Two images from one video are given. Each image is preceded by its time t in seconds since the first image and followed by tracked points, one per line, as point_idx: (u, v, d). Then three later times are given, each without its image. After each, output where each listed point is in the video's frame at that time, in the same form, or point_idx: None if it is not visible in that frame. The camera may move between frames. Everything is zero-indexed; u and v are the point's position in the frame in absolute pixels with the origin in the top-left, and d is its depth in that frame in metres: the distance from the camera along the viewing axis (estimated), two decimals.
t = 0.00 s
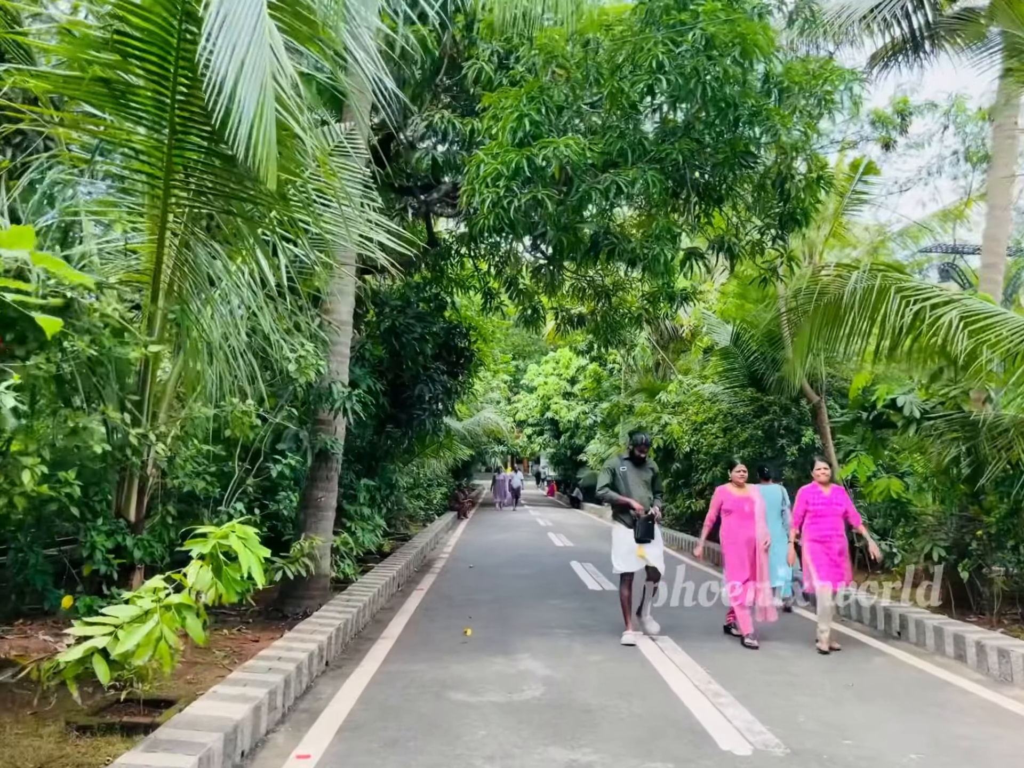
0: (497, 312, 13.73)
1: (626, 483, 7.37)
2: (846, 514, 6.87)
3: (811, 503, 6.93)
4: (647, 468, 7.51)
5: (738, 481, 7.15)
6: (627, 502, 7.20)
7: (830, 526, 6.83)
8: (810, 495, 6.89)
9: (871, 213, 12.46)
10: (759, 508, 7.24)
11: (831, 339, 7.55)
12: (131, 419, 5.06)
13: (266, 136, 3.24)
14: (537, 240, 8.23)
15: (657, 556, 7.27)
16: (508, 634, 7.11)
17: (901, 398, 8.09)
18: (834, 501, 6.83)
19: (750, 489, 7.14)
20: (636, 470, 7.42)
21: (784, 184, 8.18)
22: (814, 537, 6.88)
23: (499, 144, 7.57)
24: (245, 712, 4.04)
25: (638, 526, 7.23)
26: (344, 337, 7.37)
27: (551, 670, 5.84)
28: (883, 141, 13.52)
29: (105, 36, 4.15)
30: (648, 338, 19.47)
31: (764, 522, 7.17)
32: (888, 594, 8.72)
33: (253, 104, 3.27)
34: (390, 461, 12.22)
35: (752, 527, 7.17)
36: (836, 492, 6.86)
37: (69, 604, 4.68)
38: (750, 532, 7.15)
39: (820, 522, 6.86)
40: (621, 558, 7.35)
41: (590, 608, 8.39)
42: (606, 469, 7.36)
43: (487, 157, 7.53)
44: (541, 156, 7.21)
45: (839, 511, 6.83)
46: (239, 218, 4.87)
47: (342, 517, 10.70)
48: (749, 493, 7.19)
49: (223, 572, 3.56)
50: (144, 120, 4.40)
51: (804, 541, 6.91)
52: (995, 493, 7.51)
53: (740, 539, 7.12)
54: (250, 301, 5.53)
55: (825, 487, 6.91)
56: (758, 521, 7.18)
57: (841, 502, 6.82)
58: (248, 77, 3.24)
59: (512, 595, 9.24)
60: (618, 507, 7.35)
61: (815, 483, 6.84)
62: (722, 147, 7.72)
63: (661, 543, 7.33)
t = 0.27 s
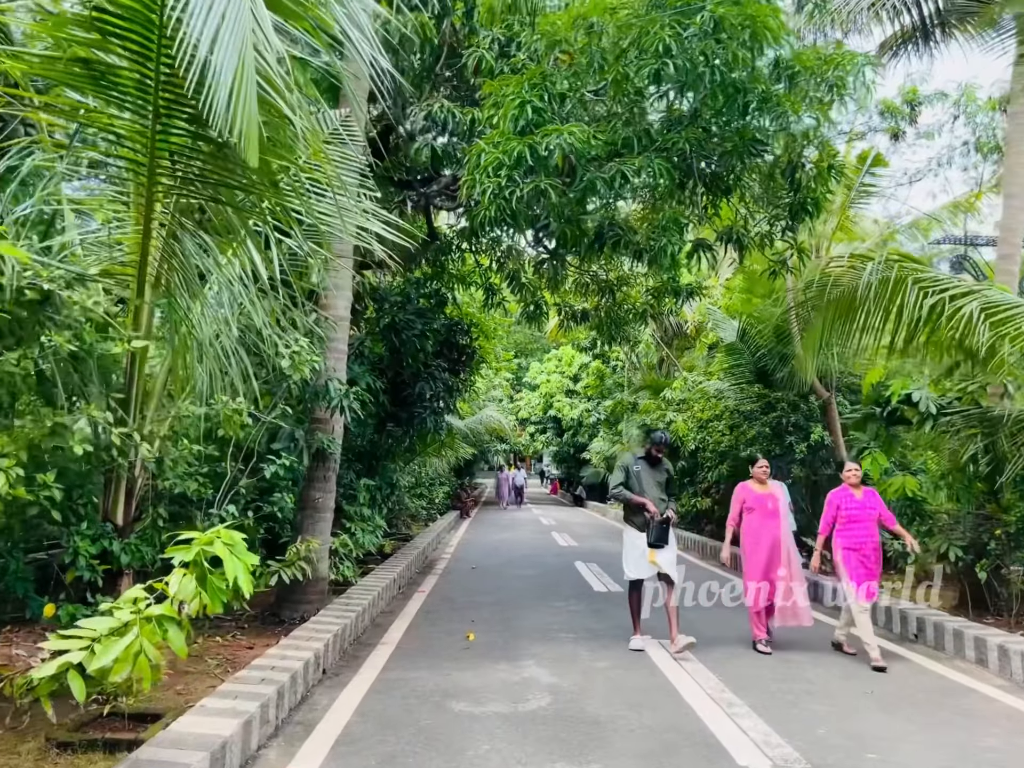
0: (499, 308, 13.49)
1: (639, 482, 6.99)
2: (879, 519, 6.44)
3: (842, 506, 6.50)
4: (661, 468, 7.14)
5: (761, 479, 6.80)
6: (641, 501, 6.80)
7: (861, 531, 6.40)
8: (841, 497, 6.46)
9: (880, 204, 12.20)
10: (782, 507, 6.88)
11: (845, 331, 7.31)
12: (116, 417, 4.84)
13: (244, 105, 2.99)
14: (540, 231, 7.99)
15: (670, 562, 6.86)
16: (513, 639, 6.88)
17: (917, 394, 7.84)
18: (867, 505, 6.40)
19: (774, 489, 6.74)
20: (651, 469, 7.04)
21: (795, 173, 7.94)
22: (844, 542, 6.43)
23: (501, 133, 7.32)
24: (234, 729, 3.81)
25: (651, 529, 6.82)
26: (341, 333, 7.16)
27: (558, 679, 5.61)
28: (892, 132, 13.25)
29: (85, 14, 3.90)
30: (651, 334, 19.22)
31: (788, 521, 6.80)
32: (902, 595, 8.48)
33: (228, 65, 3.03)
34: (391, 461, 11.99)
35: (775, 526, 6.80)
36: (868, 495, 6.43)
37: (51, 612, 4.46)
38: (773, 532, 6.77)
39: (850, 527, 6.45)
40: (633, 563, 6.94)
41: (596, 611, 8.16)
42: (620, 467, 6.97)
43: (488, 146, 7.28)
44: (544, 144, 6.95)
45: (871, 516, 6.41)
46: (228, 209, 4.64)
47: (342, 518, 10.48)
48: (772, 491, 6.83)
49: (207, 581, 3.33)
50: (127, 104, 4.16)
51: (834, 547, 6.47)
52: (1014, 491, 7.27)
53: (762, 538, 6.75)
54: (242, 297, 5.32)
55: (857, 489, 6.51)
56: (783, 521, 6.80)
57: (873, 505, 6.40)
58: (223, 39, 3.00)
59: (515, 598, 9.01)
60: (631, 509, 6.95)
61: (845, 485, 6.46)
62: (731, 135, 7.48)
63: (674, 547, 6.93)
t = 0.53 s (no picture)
0: (499, 303, 13.27)
1: (658, 484, 6.71)
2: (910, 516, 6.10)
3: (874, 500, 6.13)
4: (684, 470, 6.84)
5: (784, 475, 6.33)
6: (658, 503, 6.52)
7: (893, 525, 6.05)
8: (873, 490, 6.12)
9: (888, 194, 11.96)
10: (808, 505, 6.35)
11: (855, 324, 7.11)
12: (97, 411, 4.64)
13: (213, 69, 2.78)
14: (540, 221, 7.77)
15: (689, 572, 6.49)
16: (514, 641, 6.68)
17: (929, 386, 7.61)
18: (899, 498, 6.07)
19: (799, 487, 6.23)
20: (672, 471, 6.75)
21: (802, 160, 7.71)
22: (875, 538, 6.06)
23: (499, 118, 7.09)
24: (216, 740, 3.61)
25: (666, 534, 6.50)
26: (335, 326, 6.96)
27: (560, 683, 5.41)
28: (899, 121, 13.01)
29: None
30: (654, 328, 18.99)
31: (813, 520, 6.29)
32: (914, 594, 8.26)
33: (199, 27, 2.84)
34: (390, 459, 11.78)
35: (801, 525, 6.28)
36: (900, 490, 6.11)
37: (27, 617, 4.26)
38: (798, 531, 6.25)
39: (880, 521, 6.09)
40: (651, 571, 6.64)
41: (599, 611, 7.95)
42: (639, 467, 6.72)
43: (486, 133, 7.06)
44: (544, 129, 6.72)
45: (902, 509, 6.07)
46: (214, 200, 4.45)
47: (340, 517, 10.27)
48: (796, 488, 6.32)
49: (183, 586, 3.13)
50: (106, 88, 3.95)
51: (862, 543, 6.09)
52: None
53: (787, 538, 6.24)
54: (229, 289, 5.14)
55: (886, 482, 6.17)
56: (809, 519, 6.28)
57: (903, 497, 6.07)
58: None
59: (516, 598, 8.81)
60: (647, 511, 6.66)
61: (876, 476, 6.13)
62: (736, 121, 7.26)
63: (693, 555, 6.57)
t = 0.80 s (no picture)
0: (500, 298, 13.05)
1: (680, 478, 6.03)
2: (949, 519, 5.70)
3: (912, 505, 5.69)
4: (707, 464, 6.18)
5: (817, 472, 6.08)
6: (682, 498, 5.83)
7: (931, 530, 5.64)
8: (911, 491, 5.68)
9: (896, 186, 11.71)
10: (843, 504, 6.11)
11: (870, 315, 6.86)
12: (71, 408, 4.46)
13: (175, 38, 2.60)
14: (540, 212, 7.55)
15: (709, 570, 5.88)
16: (514, 644, 6.47)
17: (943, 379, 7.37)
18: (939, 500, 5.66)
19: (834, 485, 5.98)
20: (694, 464, 6.08)
21: (810, 147, 7.47)
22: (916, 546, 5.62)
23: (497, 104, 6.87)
24: (193, 757, 3.39)
25: (690, 531, 5.80)
26: (328, 320, 6.79)
27: (561, 689, 5.19)
28: (906, 111, 12.77)
29: None
30: (657, 324, 18.76)
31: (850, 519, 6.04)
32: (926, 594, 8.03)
33: None
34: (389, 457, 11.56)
35: (837, 526, 6.03)
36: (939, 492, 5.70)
37: None
38: (835, 532, 6.00)
39: (917, 526, 5.68)
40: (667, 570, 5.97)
41: (602, 613, 7.74)
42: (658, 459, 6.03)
43: (483, 119, 6.83)
44: (543, 115, 6.50)
45: (940, 513, 5.65)
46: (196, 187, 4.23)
47: (337, 516, 10.06)
48: (831, 487, 6.09)
49: (153, 594, 2.96)
50: (79, 68, 3.72)
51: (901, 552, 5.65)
52: None
53: (824, 539, 5.98)
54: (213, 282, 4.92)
55: (924, 484, 5.74)
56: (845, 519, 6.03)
57: (942, 501, 5.64)
58: None
59: (517, 599, 8.59)
60: (667, 508, 5.97)
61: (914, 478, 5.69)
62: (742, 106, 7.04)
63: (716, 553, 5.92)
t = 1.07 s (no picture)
0: (502, 294, 12.82)
1: (705, 479, 5.44)
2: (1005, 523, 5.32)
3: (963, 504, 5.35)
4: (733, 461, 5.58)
5: (847, 470, 5.40)
6: (712, 500, 5.22)
7: (985, 533, 5.25)
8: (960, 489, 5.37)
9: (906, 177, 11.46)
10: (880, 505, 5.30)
11: (884, 309, 6.68)
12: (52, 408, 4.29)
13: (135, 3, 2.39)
14: (542, 203, 7.33)
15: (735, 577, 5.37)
16: (517, 649, 6.24)
17: (958, 373, 7.15)
18: (991, 501, 5.33)
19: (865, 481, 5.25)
20: (719, 462, 5.49)
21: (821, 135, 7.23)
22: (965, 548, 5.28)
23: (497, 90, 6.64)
24: None
25: (722, 535, 5.21)
26: (325, 313, 6.61)
27: (565, 697, 4.98)
28: (916, 102, 12.52)
29: None
30: (661, 320, 18.52)
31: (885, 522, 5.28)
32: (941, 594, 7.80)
33: None
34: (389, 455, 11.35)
35: (872, 529, 5.25)
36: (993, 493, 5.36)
37: None
38: (869, 537, 5.24)
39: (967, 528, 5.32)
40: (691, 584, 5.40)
41: (607, 615, 7.52)
42: (681, 460, 5.43)
43: (482, 106, 6.61)
44: (545, 101, 6.29)
45: (995, 515, 5.30)
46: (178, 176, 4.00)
47: (337, 516, 9.84)
48: (864, 486, 5.36)
49: (123, 604, 2.79)
50: (50, 47, 3.46)
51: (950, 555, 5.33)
52: None
53: (857, 545, 5.23)
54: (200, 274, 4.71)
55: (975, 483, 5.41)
56: (880, 522, 5.27)
57: (996, 502, 5.34)
58: None
59: (520, 601, 8.37)
60: (695, 514, 5.34)
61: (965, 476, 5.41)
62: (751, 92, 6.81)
63: (743, 558, 5.40)
